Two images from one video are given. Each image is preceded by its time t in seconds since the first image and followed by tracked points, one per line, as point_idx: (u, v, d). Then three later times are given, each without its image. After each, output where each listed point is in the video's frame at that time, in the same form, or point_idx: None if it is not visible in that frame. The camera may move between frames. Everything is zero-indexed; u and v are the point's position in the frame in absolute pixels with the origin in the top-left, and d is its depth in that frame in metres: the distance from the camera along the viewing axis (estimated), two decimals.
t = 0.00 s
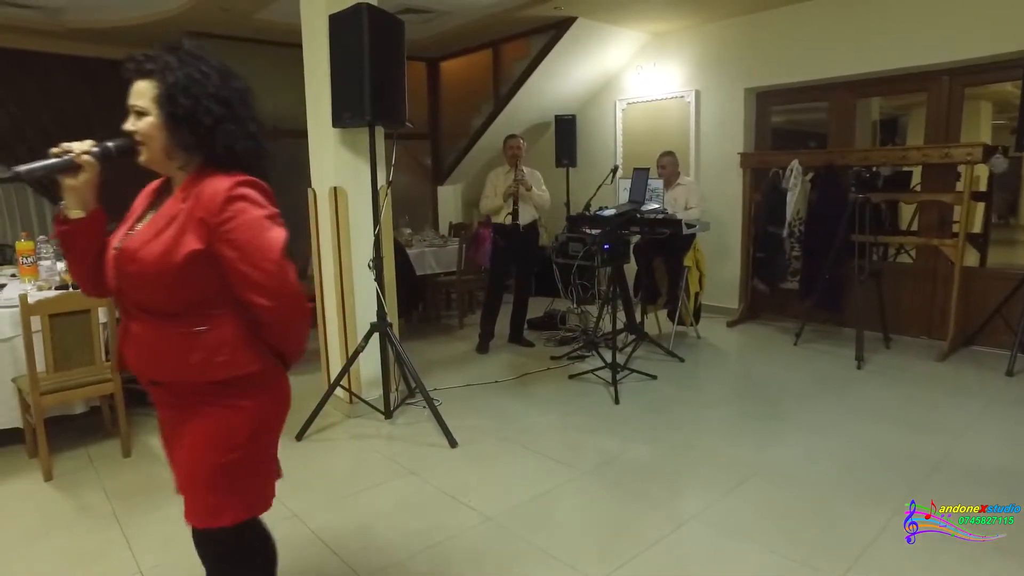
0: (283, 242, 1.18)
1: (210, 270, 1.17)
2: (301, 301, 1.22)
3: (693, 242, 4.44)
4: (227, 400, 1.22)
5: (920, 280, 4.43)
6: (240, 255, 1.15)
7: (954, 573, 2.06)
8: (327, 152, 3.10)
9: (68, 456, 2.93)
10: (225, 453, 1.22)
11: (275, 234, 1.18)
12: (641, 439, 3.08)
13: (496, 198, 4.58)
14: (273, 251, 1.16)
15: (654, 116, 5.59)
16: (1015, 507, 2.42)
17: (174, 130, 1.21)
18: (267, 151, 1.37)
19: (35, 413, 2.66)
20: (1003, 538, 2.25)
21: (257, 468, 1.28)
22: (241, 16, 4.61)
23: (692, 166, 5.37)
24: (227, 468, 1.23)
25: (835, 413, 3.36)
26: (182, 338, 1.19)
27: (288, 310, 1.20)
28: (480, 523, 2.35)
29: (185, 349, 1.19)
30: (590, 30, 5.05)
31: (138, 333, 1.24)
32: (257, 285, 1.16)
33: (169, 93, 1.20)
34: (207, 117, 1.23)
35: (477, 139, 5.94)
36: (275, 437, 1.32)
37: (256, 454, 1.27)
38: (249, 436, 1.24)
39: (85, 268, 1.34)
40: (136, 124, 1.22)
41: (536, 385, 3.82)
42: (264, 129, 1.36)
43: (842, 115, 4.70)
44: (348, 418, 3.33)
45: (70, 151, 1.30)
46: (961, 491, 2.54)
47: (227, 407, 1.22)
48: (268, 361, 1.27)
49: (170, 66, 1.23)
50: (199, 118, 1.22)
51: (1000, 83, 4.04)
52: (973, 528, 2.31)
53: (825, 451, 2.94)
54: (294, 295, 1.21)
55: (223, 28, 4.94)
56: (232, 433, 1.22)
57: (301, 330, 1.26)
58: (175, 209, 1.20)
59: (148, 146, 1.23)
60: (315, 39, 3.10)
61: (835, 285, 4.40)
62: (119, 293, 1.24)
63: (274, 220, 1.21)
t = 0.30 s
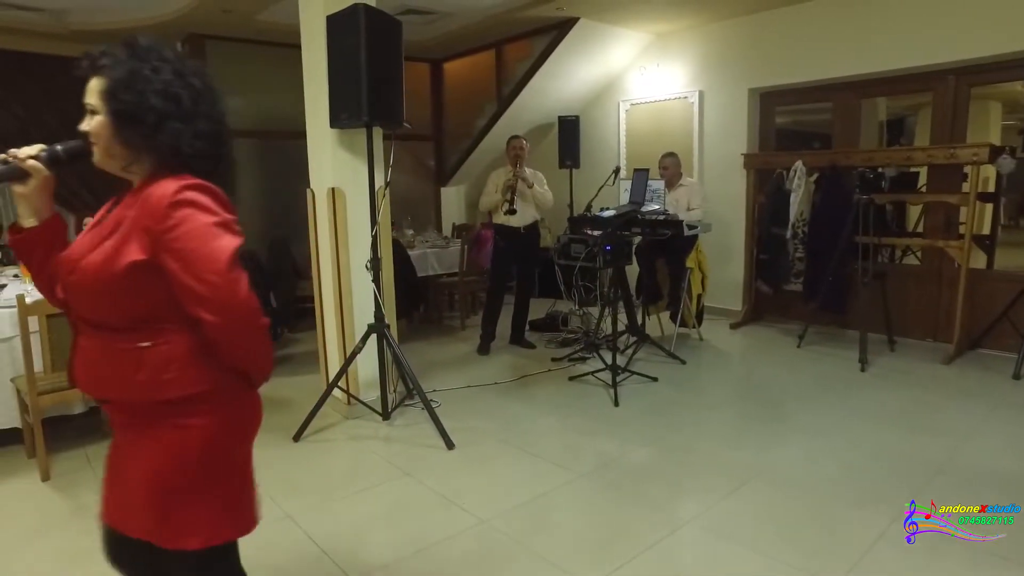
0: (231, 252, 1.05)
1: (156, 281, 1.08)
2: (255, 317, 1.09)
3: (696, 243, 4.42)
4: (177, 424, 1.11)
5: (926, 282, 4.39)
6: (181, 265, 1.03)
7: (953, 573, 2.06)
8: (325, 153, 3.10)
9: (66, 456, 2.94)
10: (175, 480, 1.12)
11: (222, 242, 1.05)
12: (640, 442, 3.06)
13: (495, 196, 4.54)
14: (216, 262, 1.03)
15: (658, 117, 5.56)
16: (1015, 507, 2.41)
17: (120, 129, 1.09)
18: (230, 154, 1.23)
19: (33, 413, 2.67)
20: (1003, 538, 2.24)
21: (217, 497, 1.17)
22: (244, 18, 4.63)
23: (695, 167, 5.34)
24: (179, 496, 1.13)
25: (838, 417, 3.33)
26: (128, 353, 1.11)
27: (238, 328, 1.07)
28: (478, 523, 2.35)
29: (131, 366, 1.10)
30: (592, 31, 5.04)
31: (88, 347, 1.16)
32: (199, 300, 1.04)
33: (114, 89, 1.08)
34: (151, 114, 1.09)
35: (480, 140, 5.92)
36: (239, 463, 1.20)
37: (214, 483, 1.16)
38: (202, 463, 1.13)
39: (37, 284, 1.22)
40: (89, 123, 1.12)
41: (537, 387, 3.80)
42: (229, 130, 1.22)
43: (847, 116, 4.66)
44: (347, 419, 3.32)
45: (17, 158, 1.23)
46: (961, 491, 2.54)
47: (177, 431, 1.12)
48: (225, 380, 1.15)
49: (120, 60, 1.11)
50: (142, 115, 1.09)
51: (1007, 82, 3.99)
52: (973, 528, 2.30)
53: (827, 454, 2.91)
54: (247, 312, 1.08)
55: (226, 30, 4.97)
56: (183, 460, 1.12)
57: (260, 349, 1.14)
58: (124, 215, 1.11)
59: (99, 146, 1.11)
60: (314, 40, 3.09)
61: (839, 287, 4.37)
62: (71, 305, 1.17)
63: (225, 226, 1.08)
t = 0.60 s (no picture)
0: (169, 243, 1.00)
1: (99, 277, 1.04)
2: (200, 312, 1.04)
3: (698, 241, 4.38)
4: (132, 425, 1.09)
5: (931, 282, 4.33)
6: (117, 260, 0.98)
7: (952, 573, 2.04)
8: (322, 151, 3.07)
9: (61, 455, 2.93)
10: (133, 481, 1.10)
11: (159, 234, 0.99)
12: (639, 443, 3.02)
13: (494, 191, 4.47)
14: (151, 255, 0.97)
15: (661, 115, 5.51)
16: (1015, 508, 2.40)
17: (57, 107, 1.06)
18: (183, 148, 1.16)
19: (27, 411, 2.66)
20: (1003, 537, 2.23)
21: (181, 497, 1.14)
22: (244, 16, 4.62)
23: (697, 167, 5.30)
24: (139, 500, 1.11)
25: (841, 419, 3.28)
26: (76, 353, 1.07)
27: (183, 324, 1.02)
28: (473, 523, 2.33)
29: (80, 366, 1.07)
30: (594, 30, 5.00)
31: (42, 345, 1.13)
32: (137, 296, 0.99)
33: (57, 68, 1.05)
34: (86, 96, 1.05)
35: (482, 139, 5.90)
36: (203, 461, 1.17)
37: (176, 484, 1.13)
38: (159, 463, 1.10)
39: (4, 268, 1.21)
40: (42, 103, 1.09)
41: (536, 387, 3.77)
42: (184, 122, 1.15)
43: (851, 114, 4.61)
44: (344, 419, 3.30)
45: None
46: (962, 491, 2.52)
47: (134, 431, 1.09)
48: (180, 378, 1.11)
49: (73, 38, 1.08)
50: (77, 97, 1.05)
51: (1013, 79, 3.93)
52: (973, 528, 2.28)
53: (828, 456, 2.87)
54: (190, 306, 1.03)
55: (227, 29, 4.96)
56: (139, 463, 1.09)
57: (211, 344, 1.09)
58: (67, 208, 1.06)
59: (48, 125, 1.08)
60: (310, 37, 3.06)
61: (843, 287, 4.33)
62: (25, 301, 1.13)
63: (166, 216, 1.03)
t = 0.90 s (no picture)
0: (132, 246, 0.97)
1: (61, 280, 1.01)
2: (168, 315, 1.02)
3: (697, 243, 4.33)
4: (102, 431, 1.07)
5: (933, 285, 4.27)
6: (79, 264, 0.96)
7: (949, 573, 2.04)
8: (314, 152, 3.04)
9: (49, 459, 2.90)
10: (104, 488, 1.08)
11: (121, 237, 0.97)
12: (635, 448, 2.99)
13: (491, 193, 4.43)
14: (113, 259, 0.95)
15: (660, 116, 5.47)
16: (1015, 507, 2.40)
17: (10, 108, 1.04)
18: (144, 146, 1.14)
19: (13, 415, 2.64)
20: (1003, 538, 2.23)
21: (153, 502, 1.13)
22: (240, 16, 4.60)
23: (697, 168, 5.25)
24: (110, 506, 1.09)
25: (840, 423, 3.24)
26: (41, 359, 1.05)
27: (149, 329, 1.00)
28: (464, 529, 2.30)
29: (45, 371, 1.05)
30: (593, 30, 4.97)
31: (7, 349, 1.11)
32: (100, 301, 0.97)
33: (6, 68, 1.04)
34: (38, 96, 1.03)
35: (480, 140, 5.87)
36: (177, 464, 1.15)
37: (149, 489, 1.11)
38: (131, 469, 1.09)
39: None
40: None
41: (532, 390, 3.73)
42: (145, 118, 1.13)
43: (852, 115, 4.56)
44: (336, 423, 3.26)
45: None
46: (962, 491, 2.52)
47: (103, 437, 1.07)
48: (150, 382, 1.09)
49: (24, 35, 1.06)
50: (28, 96, 1.03)
51: (1016, 79, 3.88)
52: (973, 528, 2.29)
53: (825, 461, 2.83)
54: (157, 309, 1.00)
55: (224, 30, 4.94)
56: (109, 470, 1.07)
57: (181, 347, 1.07)
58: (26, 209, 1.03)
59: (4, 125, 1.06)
60: (303, 38, 3.03)
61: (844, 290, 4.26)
62: None
63: (128, 217, 1.00)
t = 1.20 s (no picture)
0: (132, 257, 0.96)
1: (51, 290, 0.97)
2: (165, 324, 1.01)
3: (698, 245, 4.26)
4: (92, 446, 1.04)
5: (938, 288, 4.20)
6: (76, 274, 0.94)
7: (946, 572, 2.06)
8: (306, 153, 2.99)
9: (34, 465, 2.88)
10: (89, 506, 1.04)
11: (121, 248, 0.96)
12: (632, 454, 2.93)
13: (490, 195, 4.37)
14: (116, 270, 0.94)
15: (661, 116, 5.41)
16: (1015, 508, 2.42)
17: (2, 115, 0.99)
18: (138, 149, 1.10)
19: None
20: (1003, 538, 2.25)
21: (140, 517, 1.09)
22: (235, 16, 4.57)
23: (698, 168, 5.19)
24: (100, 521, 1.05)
25: (843, 430, 3.17)
26: (26, 370, 1.00)
27: (149, 338, 1.00)
28: (452, 541, 2.25)
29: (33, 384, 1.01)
30: (593, 29, 4.91)
31: None
32: (101, 312, 0.95)
33: None
34: (37, 101, 0.99)
35: (480, 141, 5.81)
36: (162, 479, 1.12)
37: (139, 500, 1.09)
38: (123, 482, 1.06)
39: None
40: None
41: (528, 395, 3.67)
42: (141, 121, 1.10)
43: (856, 115, 4.48)
44: (328, 428, 3.22)
45: None
46: (961, 491, 2.54)
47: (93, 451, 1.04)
48: (143, 392, 1.07)
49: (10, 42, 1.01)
50: (26, 103, 0.98)
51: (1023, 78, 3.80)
52: (973, 528, 2.31)
53: (826, 469, 2.77)
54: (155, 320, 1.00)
55: (220, 30, 4.90)
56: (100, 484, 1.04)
57: (176, 356, 1.07)
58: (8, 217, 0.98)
59: None
60: (295, 37, 2.98)
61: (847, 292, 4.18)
62: None
63: (125, 228, 0.98)
